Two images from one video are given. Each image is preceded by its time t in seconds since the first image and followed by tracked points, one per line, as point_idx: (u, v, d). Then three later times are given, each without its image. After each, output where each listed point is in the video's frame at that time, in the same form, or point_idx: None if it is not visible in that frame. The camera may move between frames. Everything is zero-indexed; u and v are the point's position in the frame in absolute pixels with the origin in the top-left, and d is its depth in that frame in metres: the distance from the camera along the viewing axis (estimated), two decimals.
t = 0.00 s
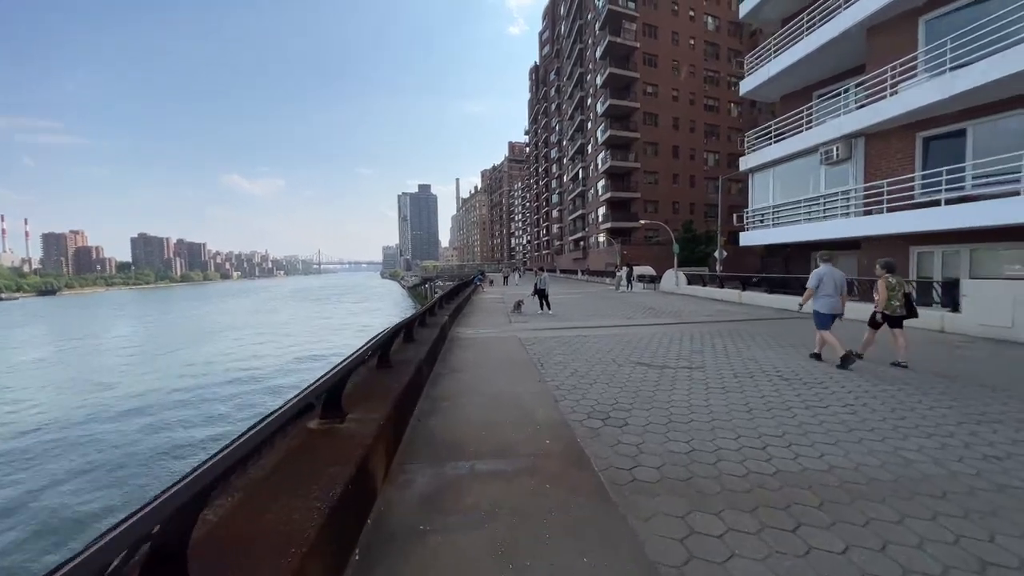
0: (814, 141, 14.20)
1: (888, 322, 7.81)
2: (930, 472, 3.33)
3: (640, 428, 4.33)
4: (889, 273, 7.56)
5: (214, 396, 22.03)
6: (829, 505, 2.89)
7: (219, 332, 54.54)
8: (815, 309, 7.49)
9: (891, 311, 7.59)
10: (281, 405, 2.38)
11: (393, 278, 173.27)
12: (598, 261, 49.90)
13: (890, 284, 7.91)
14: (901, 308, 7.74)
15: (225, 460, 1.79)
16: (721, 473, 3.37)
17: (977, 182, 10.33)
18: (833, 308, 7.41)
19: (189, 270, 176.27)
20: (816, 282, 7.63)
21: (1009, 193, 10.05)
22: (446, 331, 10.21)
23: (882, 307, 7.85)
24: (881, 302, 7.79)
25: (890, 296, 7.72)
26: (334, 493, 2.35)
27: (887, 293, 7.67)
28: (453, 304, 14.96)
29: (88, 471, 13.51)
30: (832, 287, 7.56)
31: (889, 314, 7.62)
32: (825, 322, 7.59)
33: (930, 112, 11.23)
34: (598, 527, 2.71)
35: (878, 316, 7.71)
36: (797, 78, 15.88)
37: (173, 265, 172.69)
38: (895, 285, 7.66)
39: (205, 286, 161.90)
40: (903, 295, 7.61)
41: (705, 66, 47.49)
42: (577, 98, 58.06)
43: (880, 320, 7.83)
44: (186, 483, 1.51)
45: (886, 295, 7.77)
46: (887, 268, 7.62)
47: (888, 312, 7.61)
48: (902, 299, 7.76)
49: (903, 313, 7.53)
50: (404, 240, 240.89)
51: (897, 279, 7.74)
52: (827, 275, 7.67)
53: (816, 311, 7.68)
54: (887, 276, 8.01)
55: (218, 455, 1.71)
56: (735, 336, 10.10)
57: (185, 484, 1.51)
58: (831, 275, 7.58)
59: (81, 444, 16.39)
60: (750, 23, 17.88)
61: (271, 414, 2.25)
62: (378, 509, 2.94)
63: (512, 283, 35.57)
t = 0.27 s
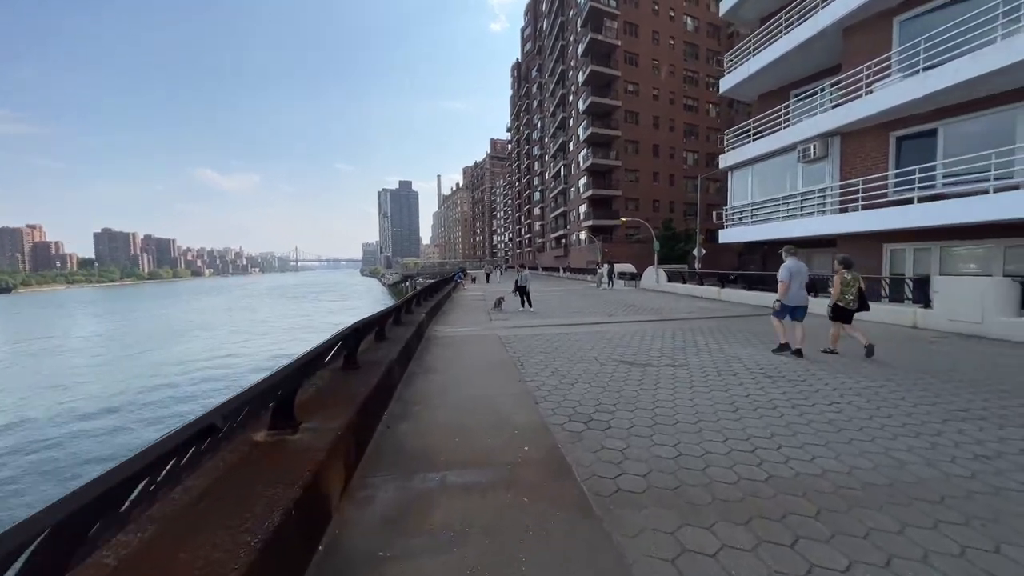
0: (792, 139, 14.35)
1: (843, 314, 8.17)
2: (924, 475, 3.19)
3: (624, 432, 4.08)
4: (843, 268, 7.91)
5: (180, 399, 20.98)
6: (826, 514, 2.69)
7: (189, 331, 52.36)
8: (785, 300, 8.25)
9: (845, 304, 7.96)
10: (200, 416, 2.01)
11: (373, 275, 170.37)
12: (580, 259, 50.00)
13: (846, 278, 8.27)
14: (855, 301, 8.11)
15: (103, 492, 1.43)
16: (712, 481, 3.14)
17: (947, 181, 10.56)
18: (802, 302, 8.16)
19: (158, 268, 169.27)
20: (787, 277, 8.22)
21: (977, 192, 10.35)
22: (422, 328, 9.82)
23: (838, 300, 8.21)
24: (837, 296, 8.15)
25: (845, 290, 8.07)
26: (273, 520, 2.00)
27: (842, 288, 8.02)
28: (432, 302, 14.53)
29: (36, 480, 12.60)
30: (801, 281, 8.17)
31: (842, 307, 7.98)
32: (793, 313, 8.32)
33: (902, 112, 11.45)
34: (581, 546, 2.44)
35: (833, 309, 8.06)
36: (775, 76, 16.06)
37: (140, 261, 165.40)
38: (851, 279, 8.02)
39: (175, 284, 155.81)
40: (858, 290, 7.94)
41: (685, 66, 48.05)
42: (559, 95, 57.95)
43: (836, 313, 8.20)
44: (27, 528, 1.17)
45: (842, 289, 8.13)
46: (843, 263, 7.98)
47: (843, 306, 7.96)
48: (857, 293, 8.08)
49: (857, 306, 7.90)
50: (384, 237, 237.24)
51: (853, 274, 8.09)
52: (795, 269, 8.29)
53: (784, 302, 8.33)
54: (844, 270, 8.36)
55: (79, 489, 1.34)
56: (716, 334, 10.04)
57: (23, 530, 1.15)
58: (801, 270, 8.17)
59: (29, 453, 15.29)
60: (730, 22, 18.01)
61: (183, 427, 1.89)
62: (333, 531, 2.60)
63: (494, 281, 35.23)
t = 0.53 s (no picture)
0: (780, 142, 14.34)
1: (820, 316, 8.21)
2: (944, 500, 2.95)
3: (619, 452, 3.78)
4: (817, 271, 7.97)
5: (153, 409, 20.08)
6: (848, 553, 2.42)
7: (167, 337, 50.74)
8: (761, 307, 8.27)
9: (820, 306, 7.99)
10: (120, 462, 1.67)
11: (360, 278, 168.25)
12: (569, 261, 49.91)
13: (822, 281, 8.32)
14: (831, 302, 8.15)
15: None
16: (718, 511, 2.85)
17: (933, 184, 10.60)
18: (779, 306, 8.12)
19: (138, 271, 165.07)
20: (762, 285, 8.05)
21: (964, 195, 10.42)
22: (407, 334, 9.41)
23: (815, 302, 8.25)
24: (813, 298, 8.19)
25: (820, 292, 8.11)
26: None
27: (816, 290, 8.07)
28: (418, 306, 14.11)
29: None
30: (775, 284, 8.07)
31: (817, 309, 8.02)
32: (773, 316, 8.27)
33: (889, 115, 11.46)
34: None
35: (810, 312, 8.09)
36: (762, 79, 16.06)
37: (119, 265, 160.78)
38: (826, 281, 8.05)
39: (155, 288, 151.76)
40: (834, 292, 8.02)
41: (671, 69, 48.43)
42: (546, 97, 57.95)
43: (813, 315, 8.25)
44: None
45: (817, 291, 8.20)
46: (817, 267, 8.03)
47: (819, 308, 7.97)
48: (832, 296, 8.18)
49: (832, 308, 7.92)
50: (372, 240, 235.31)
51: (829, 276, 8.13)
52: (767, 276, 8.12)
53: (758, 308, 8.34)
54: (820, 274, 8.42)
55: None
56: (708, 339, 9.83)
57: None
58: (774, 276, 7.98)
59: None
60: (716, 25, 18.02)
61: (91, 480, 1.54)
62: None
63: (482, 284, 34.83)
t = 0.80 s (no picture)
0: (791, 138, 13.98)
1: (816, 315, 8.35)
2: (1000, 524, 2.65)
3: (633, 465, 3.48)
4: (817, 272, 7.99)
5: (154, 408, 19.91)
6: None
7: (171, 335, 50.76)
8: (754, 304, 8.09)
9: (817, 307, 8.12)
10: (59, 481, 1.42)
11: (364, 277, 168.45)
12: (573, 260, 49.57)
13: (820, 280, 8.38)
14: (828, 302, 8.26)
15: None
16: (746, 535, 2.57)
17: (953, 181, 10.23)
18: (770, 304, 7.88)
19: (145, 268, 165.99)
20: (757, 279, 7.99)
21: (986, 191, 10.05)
22: (408, 334, 9.11)
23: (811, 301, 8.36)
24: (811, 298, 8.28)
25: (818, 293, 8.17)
26: None
27: (815, 291, 8.12)
28: (421, 305, 13.84)
29: None
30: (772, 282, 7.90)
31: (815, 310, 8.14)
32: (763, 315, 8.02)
33: (907, 109, 11.09)
34: None
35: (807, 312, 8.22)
36: (773, 74, 15.69)
37: (126, 262, 161.71)
38: (825, 282, 8.11)
39: (161, 286, 152.65)
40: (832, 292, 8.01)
41: (677, 67, 47.93)
42: (551, 95, 57.59)
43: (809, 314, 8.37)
44: None
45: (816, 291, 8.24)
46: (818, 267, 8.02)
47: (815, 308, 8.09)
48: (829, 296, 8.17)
49: (829, 309, 8.04)
50: (376, 238, 235.53)
51: (827, 276, 8.18)
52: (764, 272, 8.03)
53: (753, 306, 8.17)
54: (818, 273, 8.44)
55: None
56: (719, 340, 9.51)
57: None
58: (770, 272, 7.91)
59: None
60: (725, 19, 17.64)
61: (20, 503, 1.29)
62: None
63: (486, 283, 34.55)
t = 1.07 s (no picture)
0: (805, 134, 13.57)
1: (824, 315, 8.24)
2: None
3: (658, 486, 3.11)
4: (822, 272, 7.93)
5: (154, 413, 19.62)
6: None
7: (175, 336, 50.78)
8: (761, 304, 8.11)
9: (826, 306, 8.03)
10: None
11: (368, 278, 168.44)
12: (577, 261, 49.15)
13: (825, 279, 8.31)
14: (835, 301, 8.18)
15: None
16: None
17: (978, 176, 9.81)
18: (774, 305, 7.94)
19: (151, 270, 166.95)
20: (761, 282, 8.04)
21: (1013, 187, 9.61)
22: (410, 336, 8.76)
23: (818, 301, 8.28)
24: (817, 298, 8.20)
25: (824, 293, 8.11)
26: None
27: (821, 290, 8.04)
28: (424, 307, 13.51)
29: None
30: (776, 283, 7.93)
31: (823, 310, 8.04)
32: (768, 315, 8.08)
33: (928, 103, 10.68)
34: None
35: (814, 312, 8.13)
36: (784, 68, 15.27)
37: (132, 264, 162.60)
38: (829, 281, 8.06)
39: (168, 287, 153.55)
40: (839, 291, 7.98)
41: (682, 66, 47.47)
42: (554, 96, 57.30)
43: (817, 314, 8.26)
44: None
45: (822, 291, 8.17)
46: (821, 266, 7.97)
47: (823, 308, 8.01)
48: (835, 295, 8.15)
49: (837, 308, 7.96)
50: (380, 240, 235.88)
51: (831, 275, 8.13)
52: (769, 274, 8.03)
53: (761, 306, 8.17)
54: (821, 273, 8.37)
55: None
56: (734, 343, 9.12)
57: None
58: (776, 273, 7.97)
59: None
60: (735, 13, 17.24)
61: None
62: None
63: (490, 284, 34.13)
